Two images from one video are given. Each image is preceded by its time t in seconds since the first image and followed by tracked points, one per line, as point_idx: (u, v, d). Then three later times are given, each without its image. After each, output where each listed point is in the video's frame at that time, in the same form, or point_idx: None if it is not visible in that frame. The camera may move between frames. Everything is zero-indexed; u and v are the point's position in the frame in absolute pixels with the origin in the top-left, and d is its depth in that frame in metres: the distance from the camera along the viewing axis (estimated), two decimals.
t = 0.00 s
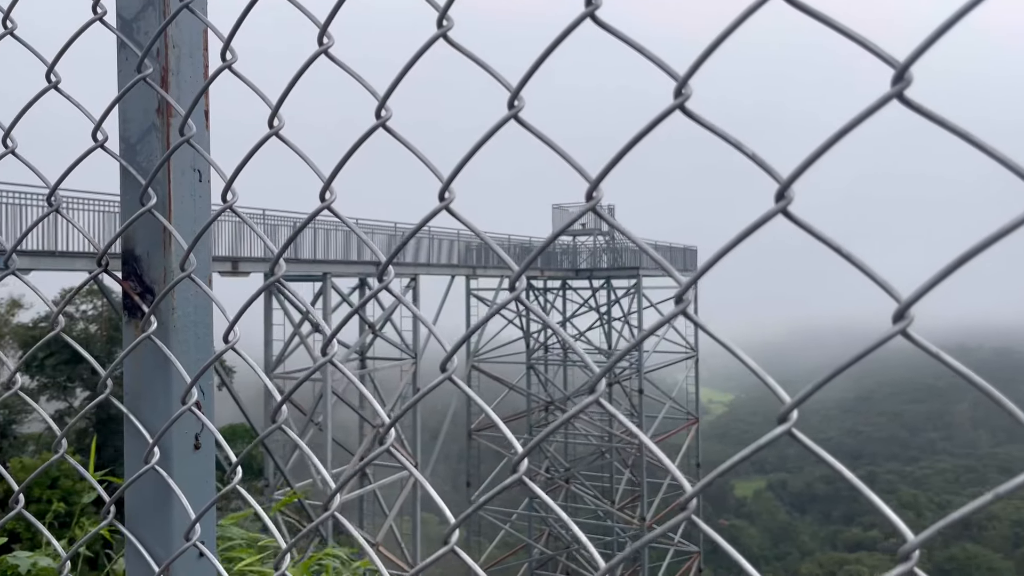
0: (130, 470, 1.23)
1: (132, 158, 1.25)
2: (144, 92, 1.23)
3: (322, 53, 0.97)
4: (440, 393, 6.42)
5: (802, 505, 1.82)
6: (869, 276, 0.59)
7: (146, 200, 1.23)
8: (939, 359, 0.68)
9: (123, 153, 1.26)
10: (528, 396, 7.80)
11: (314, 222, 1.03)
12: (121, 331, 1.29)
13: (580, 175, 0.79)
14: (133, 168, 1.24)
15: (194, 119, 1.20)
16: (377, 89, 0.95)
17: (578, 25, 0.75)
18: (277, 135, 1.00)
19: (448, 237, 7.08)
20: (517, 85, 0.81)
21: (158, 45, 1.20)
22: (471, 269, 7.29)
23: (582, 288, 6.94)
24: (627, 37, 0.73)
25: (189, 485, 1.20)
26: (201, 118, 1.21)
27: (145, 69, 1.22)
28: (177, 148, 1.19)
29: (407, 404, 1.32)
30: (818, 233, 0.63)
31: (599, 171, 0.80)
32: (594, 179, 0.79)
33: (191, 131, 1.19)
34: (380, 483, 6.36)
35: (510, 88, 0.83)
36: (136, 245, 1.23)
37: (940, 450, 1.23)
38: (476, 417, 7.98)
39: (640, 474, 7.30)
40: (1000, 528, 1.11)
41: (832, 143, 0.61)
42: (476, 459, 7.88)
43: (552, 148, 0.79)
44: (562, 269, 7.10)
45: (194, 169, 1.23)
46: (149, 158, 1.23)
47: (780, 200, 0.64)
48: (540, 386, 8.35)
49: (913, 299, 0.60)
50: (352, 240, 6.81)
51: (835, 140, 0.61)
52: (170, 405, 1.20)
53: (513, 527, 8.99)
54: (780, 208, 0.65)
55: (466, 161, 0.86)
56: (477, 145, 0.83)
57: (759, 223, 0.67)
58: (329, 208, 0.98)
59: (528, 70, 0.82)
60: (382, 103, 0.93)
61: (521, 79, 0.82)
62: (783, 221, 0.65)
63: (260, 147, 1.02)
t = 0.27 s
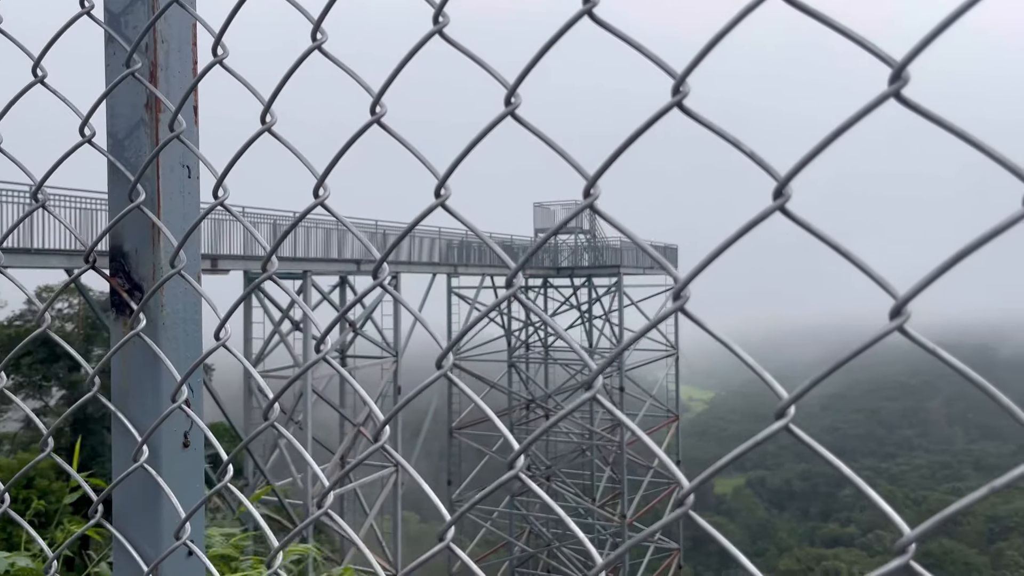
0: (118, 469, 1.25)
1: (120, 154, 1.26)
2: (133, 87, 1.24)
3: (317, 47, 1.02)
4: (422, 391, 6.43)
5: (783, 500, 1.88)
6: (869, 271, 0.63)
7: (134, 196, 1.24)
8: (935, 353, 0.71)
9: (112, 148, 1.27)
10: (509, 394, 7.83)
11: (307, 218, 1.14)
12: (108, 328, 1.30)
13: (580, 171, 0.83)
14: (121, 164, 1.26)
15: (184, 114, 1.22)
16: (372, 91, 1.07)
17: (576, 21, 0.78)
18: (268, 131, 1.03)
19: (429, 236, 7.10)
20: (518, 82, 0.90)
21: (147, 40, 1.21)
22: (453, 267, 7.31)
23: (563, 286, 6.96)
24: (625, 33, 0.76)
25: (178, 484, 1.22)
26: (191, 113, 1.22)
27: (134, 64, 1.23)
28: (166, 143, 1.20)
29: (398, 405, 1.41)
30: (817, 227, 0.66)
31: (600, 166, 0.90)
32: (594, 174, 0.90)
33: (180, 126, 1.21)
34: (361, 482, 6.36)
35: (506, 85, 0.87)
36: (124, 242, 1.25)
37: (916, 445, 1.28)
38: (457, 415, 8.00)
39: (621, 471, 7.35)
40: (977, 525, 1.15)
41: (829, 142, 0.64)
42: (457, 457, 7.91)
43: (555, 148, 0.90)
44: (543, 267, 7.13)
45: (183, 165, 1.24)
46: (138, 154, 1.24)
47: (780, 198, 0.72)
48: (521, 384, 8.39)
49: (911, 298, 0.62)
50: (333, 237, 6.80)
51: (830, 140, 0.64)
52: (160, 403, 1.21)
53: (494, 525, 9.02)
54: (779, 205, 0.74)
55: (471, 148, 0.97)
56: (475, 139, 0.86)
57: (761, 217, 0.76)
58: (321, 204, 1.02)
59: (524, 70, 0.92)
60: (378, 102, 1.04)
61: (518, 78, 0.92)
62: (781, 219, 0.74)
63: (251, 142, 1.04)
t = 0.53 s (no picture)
0: (92, 470, 1.24)
1: (93, 148, 1.25)
2: (107, 79, 1.23)
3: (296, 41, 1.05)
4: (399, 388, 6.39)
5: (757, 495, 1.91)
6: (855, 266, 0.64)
7: (108, 191, 1.23)
8: (919, 348, 0.84)
9: (85, 143, 1.26)
10: (487, 391, 7.83)
11: (287, 207, 1.28)
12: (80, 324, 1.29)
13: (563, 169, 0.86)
14: (95, 158, 1.25)
15: (160, 108, 1.21)
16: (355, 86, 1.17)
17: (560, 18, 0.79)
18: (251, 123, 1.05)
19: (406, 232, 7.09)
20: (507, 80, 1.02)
21: (122, 31, 1.21)
22: (431, 264, 7.31)
23: (541, 284, 6.94)
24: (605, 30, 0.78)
25: (153, 485, 1.21)
26: (167, 107, 1.22)
27: (108, 56, 1.22)
28: (142, 137, 1.20)
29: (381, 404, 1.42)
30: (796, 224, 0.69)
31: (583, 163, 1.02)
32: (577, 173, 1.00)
33: (157, 120, 1.20)
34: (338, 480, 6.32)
35: (489, 78, 0.89)
36: (98, 238, 1.24)
37: (887, 438, 1.32)
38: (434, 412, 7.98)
39: (598, 468, 7.37)
40: (945, 515, 1.20)
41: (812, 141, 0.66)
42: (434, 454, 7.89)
43: (545, 147, 1.00)
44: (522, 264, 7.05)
45: (159, 161, 1.24)
46: (111, 149, 1.23)
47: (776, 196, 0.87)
48: (498, 381, 8.39)
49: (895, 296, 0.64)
50: (310, 234, 6.76)
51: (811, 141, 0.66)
52: (135, 402, 1.21)
53: (472, 521, 9.02)
54: (768, 203, 0.90)
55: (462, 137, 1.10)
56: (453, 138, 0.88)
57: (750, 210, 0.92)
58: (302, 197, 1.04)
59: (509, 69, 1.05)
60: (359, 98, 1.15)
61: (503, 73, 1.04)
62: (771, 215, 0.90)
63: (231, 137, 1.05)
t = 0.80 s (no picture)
0: (49, 472, 1.19)
1: (50, 138, 1.20)
2: (63, 66, 1.18)
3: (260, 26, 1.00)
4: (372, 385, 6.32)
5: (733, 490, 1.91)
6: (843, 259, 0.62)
7: (65, 182, 1.18)
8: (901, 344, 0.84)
9: (40, 132, 1.21)
10: (461, 388, 7.77)
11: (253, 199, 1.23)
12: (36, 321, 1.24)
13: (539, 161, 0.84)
14: (51, 148, 1.19)
15: (119, 96, 1.16)
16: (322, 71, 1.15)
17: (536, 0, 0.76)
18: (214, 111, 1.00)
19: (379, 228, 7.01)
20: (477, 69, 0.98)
21: (79, 16, 1.15)
22: (404, 260, 7.23)
23: (515, 281, 6.88)
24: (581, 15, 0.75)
25: (113, 487, 1.16)
26: (126, 96, 1.16)
27: (65, 42, 1.17)
28: (100, 126, 1.14)
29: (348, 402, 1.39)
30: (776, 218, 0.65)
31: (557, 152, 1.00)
32: (550, 164, 0.99)
33: (115, 109, 1.15)
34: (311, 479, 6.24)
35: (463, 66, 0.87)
36: (54, 231, 1.19)
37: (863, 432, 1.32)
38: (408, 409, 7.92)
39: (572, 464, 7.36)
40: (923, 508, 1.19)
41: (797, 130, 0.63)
42: (409, 451, 7.84)
43: (519, 137, 1.01)
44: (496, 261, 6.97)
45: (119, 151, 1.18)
46: (68, 139, 1.18)
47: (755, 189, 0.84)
48: (473, 377, 8.35)
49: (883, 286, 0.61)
50: (281, 229, 6.66)
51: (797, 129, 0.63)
52: (93, 402, 1.15)
53: (446, 519, 8.98)
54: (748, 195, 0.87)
55: (435, 125, 1.08)
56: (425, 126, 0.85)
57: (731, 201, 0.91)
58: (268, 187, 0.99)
59: (479, 56, 1.01)
60: (327, 84, 1.13)
61: (476, 59, 1.02)
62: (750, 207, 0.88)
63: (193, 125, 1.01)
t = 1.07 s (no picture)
0: None
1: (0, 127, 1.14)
2: (14, 51, 1.12)
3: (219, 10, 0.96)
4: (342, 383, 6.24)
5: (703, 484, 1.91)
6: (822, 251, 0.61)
7: (15, 173, 1.13)
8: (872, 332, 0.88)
9: None
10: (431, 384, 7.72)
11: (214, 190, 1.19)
12: None
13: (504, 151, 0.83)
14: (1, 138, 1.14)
15: (72, 83, 1.11)
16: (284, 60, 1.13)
17: None
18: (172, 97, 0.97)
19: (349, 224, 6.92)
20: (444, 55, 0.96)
21: None
22: (374, 256, 7.15)
23: (486, 277, 6.82)
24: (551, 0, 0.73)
25: (67, 489, 1.11)
26: (81, 83, 1.11)
27: (15, 27, 1.11)
28: (52, 114, 1.09)
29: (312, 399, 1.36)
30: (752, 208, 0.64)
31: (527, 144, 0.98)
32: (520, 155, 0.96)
33: (68, 96, 1.10)
34: (280, 478, 6.14)
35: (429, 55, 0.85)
36: (5, 223, 1.13)
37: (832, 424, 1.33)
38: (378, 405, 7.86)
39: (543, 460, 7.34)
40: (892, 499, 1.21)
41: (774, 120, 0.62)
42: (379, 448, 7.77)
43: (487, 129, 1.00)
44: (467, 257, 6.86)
45: (72, 141, 1.13)
46: (19, 127, 1.13)
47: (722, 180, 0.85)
48: (443, 373, 8.30)
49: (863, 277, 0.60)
50: (249, 225, 6.55)
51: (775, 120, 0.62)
52: (46, 399, 1.10)
53: (416, 515, 8.93)
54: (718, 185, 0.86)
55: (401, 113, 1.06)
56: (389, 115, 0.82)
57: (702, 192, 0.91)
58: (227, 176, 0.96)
59: (447, 42, 0.98)
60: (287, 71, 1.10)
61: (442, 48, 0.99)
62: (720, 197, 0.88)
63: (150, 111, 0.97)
